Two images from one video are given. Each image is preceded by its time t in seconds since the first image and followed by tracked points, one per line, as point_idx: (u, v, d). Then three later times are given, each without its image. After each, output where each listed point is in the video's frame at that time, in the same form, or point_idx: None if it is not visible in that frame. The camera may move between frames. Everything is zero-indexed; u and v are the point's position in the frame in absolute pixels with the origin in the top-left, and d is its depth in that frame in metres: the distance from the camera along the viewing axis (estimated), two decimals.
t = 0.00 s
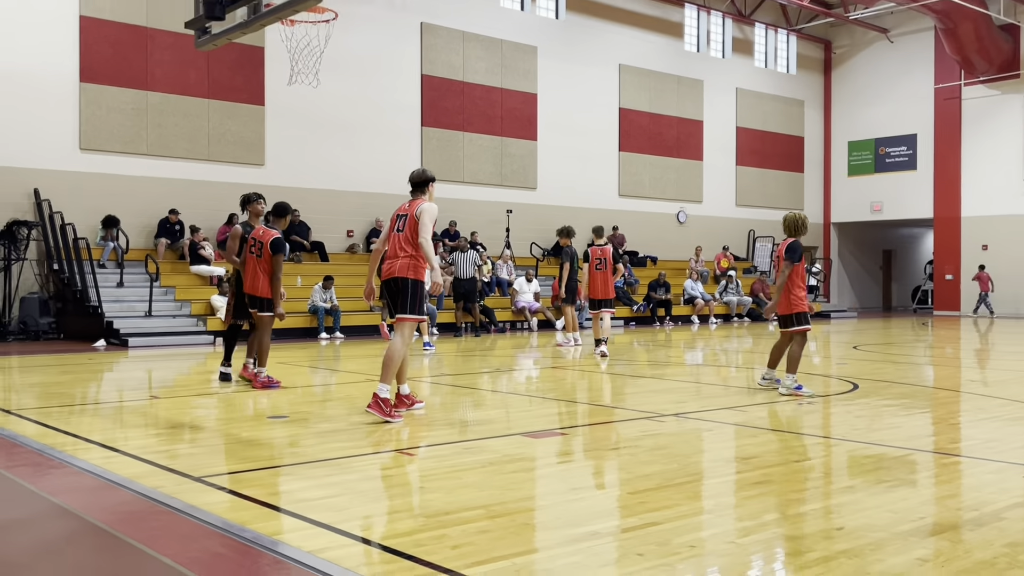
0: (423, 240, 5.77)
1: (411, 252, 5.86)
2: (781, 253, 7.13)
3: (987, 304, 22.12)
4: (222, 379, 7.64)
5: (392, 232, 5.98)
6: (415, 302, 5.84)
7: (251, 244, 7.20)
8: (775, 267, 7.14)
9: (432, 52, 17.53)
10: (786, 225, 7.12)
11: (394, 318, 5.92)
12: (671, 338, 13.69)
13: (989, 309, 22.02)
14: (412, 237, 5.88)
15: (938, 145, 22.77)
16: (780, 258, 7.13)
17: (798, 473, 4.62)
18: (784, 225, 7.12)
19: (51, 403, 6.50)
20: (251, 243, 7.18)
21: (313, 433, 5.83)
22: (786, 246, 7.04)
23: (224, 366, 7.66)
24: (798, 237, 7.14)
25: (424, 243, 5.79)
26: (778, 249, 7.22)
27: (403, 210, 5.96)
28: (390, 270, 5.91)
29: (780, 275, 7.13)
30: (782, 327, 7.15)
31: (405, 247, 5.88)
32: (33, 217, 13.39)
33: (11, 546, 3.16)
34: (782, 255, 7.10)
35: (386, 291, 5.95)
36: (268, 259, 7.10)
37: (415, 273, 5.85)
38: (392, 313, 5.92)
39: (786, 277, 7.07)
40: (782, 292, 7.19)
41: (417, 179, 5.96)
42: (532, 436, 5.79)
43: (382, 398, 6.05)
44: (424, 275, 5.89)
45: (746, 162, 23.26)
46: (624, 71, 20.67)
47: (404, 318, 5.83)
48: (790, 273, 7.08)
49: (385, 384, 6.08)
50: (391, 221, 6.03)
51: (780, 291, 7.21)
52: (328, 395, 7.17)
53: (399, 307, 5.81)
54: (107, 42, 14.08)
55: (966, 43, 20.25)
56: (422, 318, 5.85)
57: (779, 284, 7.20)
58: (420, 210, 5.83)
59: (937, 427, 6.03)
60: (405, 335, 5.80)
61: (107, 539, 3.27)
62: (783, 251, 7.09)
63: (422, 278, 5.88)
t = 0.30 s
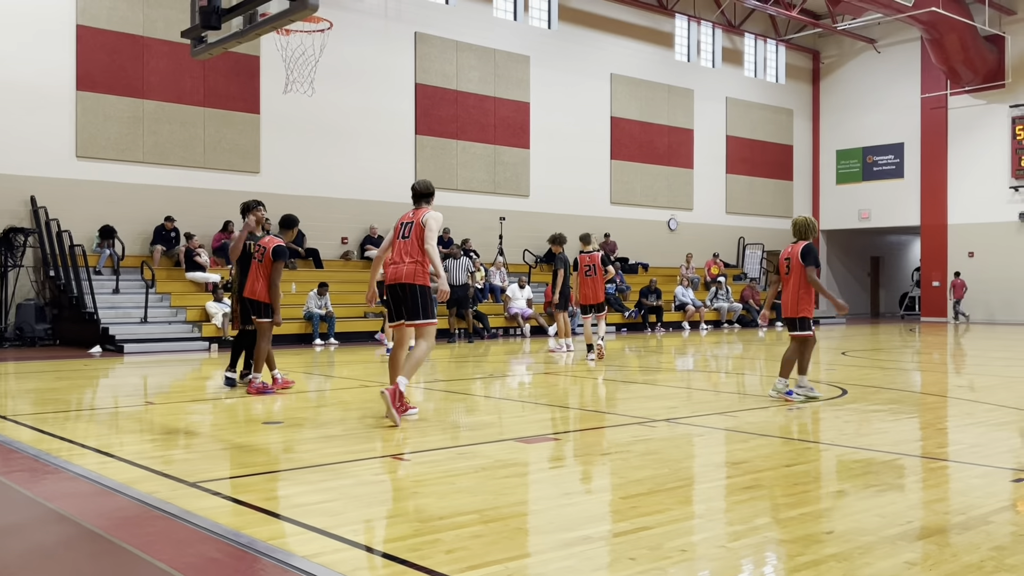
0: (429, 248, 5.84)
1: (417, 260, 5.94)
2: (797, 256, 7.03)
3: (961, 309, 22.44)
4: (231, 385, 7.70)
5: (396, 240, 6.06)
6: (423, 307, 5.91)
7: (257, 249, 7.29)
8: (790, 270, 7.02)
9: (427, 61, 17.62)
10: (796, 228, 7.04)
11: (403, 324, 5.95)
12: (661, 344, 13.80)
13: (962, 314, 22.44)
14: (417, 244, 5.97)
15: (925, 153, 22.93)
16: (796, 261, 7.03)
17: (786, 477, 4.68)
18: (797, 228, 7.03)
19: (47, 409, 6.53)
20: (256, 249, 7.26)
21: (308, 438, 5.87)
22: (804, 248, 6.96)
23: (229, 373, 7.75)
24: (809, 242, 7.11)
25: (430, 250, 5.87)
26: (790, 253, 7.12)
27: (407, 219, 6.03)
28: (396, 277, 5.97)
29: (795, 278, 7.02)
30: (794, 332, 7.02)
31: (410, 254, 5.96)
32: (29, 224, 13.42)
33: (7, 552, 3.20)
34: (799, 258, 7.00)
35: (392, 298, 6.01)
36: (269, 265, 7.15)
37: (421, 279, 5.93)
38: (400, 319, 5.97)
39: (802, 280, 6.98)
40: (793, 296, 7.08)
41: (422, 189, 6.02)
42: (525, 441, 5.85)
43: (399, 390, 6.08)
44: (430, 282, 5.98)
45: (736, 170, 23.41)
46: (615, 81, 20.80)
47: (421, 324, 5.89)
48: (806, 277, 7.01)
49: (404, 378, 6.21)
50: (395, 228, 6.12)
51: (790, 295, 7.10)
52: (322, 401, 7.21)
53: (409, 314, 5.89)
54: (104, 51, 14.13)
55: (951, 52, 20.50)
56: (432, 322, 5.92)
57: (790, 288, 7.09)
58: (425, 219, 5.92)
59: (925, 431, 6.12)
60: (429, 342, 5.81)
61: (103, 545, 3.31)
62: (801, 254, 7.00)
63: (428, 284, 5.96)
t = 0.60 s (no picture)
0: (438, 251, 5.85)
1: (428, 262, 5.96)
2: (814, 255, 6.88)
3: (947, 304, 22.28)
4: (239, 388, 7.68)
5: (410, 241, 6.07)
6: (436, 309, 5.94)
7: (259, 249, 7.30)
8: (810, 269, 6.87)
9: (422, 62, 17.64)
10: (808, 227, 7.01)
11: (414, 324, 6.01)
12: (657, 343, 13.83)
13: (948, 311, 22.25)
14: (430, 247, 5.97)
15: (919, 152, 23.01)
16: (812, 260, 6.88)
17: (782, 476, 4.70)
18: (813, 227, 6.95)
19: (43, 412, 6.53)
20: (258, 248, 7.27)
21: (305, 439, 5.88)
22: (822, 245, 6.84)
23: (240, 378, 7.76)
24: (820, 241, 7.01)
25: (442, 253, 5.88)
26: (805, 252, 6.96)
27: (422, 220, 6.04)
28: (407, 278, 6.00)
29: (814, 277, 6.86)
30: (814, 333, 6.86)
31: (423, 256, 5.98)
32: (24, 228, 13.40)
33: (5, 555, 3.20)
34: (816, 256, 6.86)
35: (403, 299, 6.05)
36: (273, 265, 7.16)
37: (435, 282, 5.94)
38: (412, 319, 6.01)
39: (821, 279, 6.82)
40: (811, 296, 6.91)
41: (440, 192, 6.03)
42: (522, 441, 5.86)
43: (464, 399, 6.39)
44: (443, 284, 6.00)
45: (731, 170, 23.45)
46: (610, 81, 20.84)
47: (437, 325, 5.94)
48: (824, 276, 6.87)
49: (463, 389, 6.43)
50: (411, 230, 6.11)
51: (808, 295, 6.92)
52: (319, 403, 7.21)
53: (423, 315, 5.93)
54: (98, 54, 14.12)
55: (944, 52, 20.57)
56: (444, 324, 5.94)
57: (808, 287, 6.92)
58: (439, 222, 5.91)
59: (920, 429, 6.14)
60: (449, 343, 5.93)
61: (101, 547, 3.31)
62: (818, 253, 6.85)
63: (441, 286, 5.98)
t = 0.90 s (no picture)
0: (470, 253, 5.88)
1: (454, 264, 5.98)
2: (840, 252, 6.83)
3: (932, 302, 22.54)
4: (238, 392, 7.67)
5: (436, 241, 6.07)
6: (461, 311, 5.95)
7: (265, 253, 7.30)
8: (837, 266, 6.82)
9: (418, 63, 17.63)
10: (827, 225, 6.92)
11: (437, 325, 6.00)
12: (656, 341, 13.85)
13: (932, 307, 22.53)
14: (457, 249, 5.99)
15: (916, 147, 23.02)
16: (840, 257, 6.83)
17: (782, 474, 4.70)
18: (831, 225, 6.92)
19: (42, 416, 6.54)
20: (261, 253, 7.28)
21: (305, 441, 5.88)
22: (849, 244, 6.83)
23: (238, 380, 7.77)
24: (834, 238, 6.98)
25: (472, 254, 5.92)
26: (829, 249, 6.87)
27: (450, 220, 6.06)
28: (432, 279, 5.98)
29: (843, 274, 6.82)
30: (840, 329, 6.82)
31: (449, 258, 5.98)
32: (22, 231, 13.40)
33: (6, 561, 3.20)
34: (843, 253, 6.82)
35: (426, 299, 6.04)
36: (279, 267, 7.19)
37: (459, 284, 5.97)
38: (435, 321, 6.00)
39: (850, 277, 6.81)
40: (839, 293, 6.86)
41: (469, 193, 6.06)
42: (521, 441, 5.86)
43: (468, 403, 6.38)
44: (466, 286, 6.01)
45: (728, 168, 23.45)
46: (607, 80, 20.82)
47: (461, 327, 5.92)
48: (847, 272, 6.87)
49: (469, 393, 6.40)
50: (437, 230, 6.11)
51: (835, 293, 6.86)
52: (318, 405, 7.22)
53: (448, 316, 5.92)
54: (94, 57, 14.10)
55: (940, 47, 20.55)
56: (469, 326, 5.94)
57: (836, 285, 6.85)
58: (469, 223, 5.94)
59: (919, 425, 6.14)
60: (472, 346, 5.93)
61: (102, 552, 3.32)
62: (845, 249, 6.82)
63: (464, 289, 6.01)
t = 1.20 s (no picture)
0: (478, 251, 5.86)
1: (462, 262, 5.97)
2: (862, 251, 6.86)
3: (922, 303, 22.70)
4: (238, 392, 7.65)
5: (445, 238, 6.06)
6: (465, 309, 5.99)
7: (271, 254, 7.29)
8: (859, 265, 6.84)
9: (418, 63, 17.64)
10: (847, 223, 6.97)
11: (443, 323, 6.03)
12: (656, 341, 13.86)
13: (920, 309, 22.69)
14: (465, 247, 5.97)
15: (916, 147, 23.04)
16: (862, 256, 6.85)
17: (783, 472, 4.71)
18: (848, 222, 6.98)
19: (42, 416, 6.53)
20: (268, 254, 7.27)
21: (304, 440, 5.88)
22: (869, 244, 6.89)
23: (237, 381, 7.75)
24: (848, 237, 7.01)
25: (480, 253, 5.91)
26: (851, 247, 6.86)
27: (460, 216, 6.04)
28: (440, 276, 5.98)
29: (865, 274, 6.85)
30: (861, 328, 6.84)
31: (456, 255, 5.97)
32: (22, 232, 13.40)
33: (9, 560, 3.20)
34: (865, 252, 6.86)
35: (432, 296, 6.06)
36: (287, 267, 7.19)
37: (465, 282, 5.97)
38: (440, 318, 6.03)
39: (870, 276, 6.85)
40: (859, 293, 6.88)
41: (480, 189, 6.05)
42: (521, 440, 5.86)
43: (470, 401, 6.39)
44: (473, 283, 6.01)
45: (728, 167, 23.47)
46: (606, 80, 20.84)
47: (465, 326, 5.98)
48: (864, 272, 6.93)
49: (471, 390, 6.42)
50: (446, 226, 6.10)
51: (857, 292, 6.87)
52: (318, 404, 7.21)
53: (454, 314, 5.97)
54: (94, 58, 14.11)
55: (939, 47, 20.58)
56: (473, 324, 5.98)
57: (858, 284, 6.87)
58: (478, 221, 5.93)
59: (921, 423, 6.14)
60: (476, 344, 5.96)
61: (104, 551, 3.32)
62: (866, 249, 6.88)
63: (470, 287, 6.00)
